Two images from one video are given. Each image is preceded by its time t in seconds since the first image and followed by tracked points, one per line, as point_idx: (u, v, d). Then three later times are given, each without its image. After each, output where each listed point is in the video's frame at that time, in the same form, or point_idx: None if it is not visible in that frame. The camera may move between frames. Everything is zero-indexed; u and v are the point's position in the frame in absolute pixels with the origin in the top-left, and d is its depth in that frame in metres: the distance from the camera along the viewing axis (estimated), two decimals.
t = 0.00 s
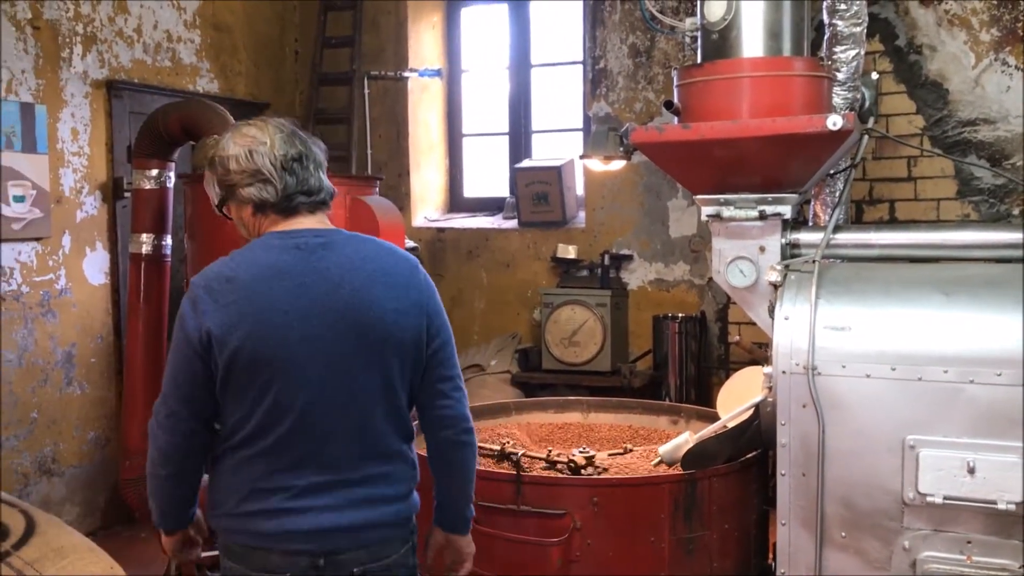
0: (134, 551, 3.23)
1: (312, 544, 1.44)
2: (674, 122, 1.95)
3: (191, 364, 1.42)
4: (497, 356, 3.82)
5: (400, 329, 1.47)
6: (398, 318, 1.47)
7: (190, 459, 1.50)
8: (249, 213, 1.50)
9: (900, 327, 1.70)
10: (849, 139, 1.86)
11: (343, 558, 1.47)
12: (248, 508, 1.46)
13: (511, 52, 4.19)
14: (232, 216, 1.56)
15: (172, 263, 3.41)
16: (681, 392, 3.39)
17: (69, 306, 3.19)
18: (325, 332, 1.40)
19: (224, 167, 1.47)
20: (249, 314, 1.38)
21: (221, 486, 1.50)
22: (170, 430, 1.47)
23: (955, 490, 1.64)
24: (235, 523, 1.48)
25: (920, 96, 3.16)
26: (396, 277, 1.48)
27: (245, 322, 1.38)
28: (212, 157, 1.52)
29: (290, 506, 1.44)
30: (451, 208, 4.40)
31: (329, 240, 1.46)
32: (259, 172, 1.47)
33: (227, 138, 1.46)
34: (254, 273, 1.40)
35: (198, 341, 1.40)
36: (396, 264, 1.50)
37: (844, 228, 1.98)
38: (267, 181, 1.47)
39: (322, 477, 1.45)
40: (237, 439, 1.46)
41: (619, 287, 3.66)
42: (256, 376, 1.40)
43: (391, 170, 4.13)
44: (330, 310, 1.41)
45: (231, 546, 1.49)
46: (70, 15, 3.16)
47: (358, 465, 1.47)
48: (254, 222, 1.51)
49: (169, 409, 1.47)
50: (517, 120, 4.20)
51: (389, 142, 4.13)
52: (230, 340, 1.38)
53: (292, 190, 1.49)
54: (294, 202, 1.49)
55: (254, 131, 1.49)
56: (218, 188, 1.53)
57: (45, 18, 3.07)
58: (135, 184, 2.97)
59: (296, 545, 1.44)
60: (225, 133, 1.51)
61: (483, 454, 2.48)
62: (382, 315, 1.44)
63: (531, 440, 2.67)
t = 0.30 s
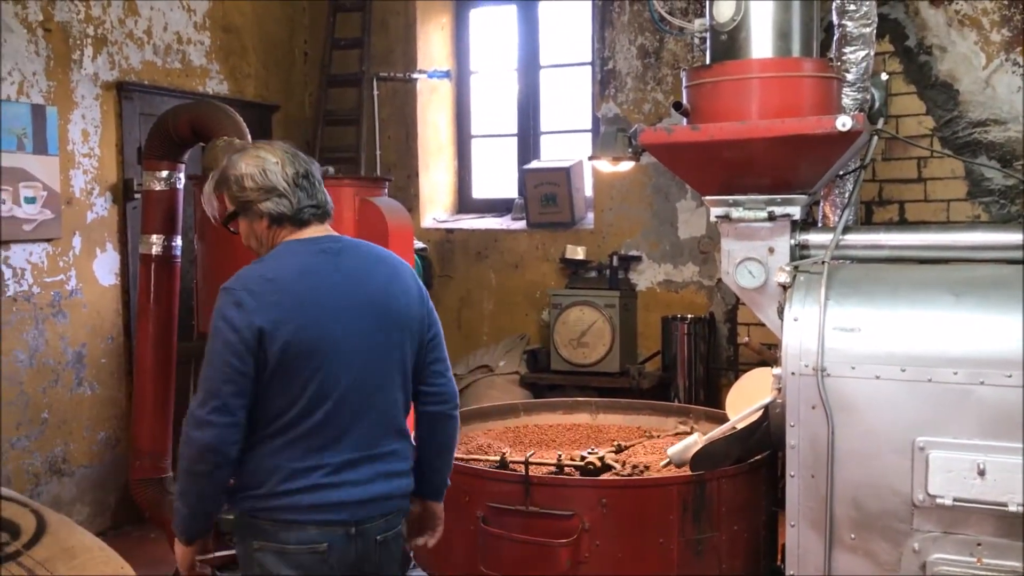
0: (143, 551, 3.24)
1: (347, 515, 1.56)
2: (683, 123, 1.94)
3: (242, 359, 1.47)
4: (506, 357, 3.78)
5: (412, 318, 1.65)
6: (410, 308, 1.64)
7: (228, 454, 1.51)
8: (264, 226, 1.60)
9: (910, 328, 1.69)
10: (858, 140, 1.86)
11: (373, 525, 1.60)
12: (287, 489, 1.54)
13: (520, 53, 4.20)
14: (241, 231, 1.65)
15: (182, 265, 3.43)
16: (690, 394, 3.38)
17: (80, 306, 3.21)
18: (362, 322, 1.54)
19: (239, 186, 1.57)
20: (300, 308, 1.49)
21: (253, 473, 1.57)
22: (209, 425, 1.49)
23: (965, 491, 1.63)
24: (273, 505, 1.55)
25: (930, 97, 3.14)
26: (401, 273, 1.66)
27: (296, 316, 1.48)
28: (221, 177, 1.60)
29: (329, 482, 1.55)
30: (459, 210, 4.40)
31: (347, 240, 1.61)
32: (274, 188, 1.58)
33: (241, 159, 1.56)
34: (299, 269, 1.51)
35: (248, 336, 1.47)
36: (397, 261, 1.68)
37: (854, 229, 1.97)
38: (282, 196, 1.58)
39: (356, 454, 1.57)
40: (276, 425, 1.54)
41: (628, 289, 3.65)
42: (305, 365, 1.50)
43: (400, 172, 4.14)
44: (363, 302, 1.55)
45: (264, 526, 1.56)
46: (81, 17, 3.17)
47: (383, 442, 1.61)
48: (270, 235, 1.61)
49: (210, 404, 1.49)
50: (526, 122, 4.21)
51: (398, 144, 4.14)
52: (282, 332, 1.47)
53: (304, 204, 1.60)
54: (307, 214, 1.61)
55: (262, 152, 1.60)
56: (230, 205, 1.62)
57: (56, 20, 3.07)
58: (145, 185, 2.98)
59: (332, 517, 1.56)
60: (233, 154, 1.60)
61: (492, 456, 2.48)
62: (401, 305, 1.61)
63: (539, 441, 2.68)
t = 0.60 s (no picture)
0: (155, 550, 3.25)
1: (366, 474, 1.73)
2: (695, 124, 1.94)
3: (282, 328, 1.62)
4: (516, 358, 3.74)
5: (411, 299, 1.85)
6: (410, 291, 1.85)
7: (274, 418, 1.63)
8: (274, 217, 1.76)
9: (923, 329, 1.68)
10: (871, 140, 1.86)
11: (384, 483, 1.78)
12: (316, 453, 1.69)
13: (532, 53, 4.20)
14: (254, 232, 1.82)
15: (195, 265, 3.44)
16: (702, 394, 3.37)
17: (93, 307, 3.22)
18: (376, 298, 1.73)
19: (248, 184, 1.74)
20: (325, 282, 1.67)
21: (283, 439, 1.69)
22: (255, 389, 1.61)
23: (978, 494, 1.62)
24: (304, 468, 1.68)
25: (943, 97, 3.13)
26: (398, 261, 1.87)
27: (322, 289, 1.66)
28: (231, 183, 1.78)
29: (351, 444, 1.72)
30: (471, 211, 4.41)
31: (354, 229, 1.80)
32: (279, 182, 1.75)
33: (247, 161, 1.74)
34: (320, 249, 1.69)
35: (286, 306, 1.62)
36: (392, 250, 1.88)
37: (866, 229, 1.97)
38: (286, 188, 1.75)
39: (370, 418, 1.75)
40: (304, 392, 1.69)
41: (640, 289, 3.65)
42: (331, 335, 1.67)
43: (412, 173, 4.14)
44: (375, 281, 1.74)
45: (295, 490, 1.69)
46: (95, 18, 3.20)
47: (389, 408, 1.80)
48: (281, 225, 1.77)
49: (252, 370, 1.61)
50: (537, 122, 4.21)
51: (409, 145, 4.15)
52: (313, 304, 1.65)
53: (306, 196, 1.77)
54: (309, 203, 1.78)
55: (264, 156, 1.78)
56: (241, 208, 1.79)
57: (70, 22, 3.11)
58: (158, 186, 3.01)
59: (353, 477, 1.72)
60: (239, 162, 1.79)
61: (502, 459, 2.49)
62: (404, 287, 1.82)
63: (550, 442, 2.68)
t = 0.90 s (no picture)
0: (173, 548, 3.27)
1: (367, 458, 1.76)
2: (711, 124, 1.93)
3: (295, 315, 1.64)
4: (533, 358, 3.75)
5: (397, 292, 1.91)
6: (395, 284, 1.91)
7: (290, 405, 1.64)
8: (272, 216, 1.78)
9: (941, 329, 1.67)
10: (889, 140, 1.84)
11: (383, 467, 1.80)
12: (323, 438, 1.70)
13: (548, 54, 4.20)
14: (246, 229, 1.83)
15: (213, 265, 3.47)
16: (718, 395, 3.36)
17: (112, 306, 3.25)
18: (374, 288, 1.78)
19: (248, 182, 1.75)
20: (331, 271, 1.70)
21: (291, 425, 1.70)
22: (271, 375, 1.62)
23: (997, 495, 1.61)
24: (311, 454, 1.70)
25: (962, 97, 3.10)
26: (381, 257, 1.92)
27: (330, 276, 1.69)
28: (227, 179, 1.79)
29: (355, 428, 1.74)
30: (488, 211, 4.41)
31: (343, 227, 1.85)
32: (277, 180, 1.77)
33: (246, 160, 1.75)
34: (325, 239, 1.73)
35: (298, 292, 1.65)
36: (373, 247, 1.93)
37: (884, 230, 1.96)
38: (284, 186, 1.78)
39: (369, 405, 1.78)
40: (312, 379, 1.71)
41: (657, 289, 3.63)
42: (338, 322, 1.70)
43: (429, 173, 4.16)
44: (373, 272, 1.79)
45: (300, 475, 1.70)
46: (115, 20, 3.23)
47: (385, 395, 1.83)
48: (279, 222, 1.79)
49: (267, 355, 1.62)
50: (553, 122, 4.21)
51: (426, 145, 4.16)
52: (323, 290, 1.68)
53: (303, 195, 1.81)
54: (307, 203, 1.81)
55: (260, 154, 1.80)
56: (237, 204, 1.80)
57: (91, 23, 3.14)
58: (176, 186, 3.04)
59: (357, 462, 1.74)
60: (233, 159, 1.79)
61: (518, 459, 2.49)
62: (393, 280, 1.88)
63: (567, 441, 2.69)
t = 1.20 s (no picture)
0: (197, 545, 3.31)
1: (334, 461, 1.80)
2: (734, 122, 1.92)
3: (270, 331, 1.66)
4: (554, 358, 3.75)
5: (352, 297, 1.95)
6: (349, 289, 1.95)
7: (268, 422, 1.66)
8: (237, 224, 1.79)
9: (967, 330, 1.66)
10: (914, 139, 1.83)
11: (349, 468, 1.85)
12: (295, 443, 1.74)
13: (569, 53, 4.19)
14: (208, 236, 1.82)
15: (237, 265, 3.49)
16: (741, 396, 3.34)
17: (137, 305, 3.29)
18: (336, 297, 1.82)
19: (213, 191, 1.75)
20: (300, 284, 1.73)
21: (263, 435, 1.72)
22: (250, 393, 1.63)
23: None
24: (283, 459, 1.72)
25: (989, 95, 3.08)
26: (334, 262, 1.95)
27: (298, 291, 1.72)
28: (188, 187, 1.77)
29: (324, 434, 1.78)
30: (509, 211, 4.41)
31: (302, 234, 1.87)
32: (243, 189, 1.78)
33: (209, 169, 1.75)
34: (291, 252, 1.75)
35: (269, 310, 1.67)
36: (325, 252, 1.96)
37: (909, 229, 1.94)
38: (249, 194, 1.79)
39: (333, 409, 1.82)
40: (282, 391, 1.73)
41: (679, 289, 3.62)
42: (308, 333, 1.73)
43: (450, 173, 4.17)
44: (335, 281, 1.83)
45: (269, 480, 1.73)
46: (140, 21, 3.27)
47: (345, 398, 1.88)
48: (244, 230, 1.80)
49: (245, 373, 1.63)
50: (575, 122, 4.20)
51: (447, 144, 4.17)
52: (292, 306, 1.70)
53: (267, 201, 1.82)
54: (271, 209, 1.83)
55: (220, 160, 1.79)
56: (199, 212, 1.79)
57: (116, 25, 3.18)
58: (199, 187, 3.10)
59: (325, 464, 1.78)
60: (194, 166, 1.78)
61: (537, 459, 2.50)
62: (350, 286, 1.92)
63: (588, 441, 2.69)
